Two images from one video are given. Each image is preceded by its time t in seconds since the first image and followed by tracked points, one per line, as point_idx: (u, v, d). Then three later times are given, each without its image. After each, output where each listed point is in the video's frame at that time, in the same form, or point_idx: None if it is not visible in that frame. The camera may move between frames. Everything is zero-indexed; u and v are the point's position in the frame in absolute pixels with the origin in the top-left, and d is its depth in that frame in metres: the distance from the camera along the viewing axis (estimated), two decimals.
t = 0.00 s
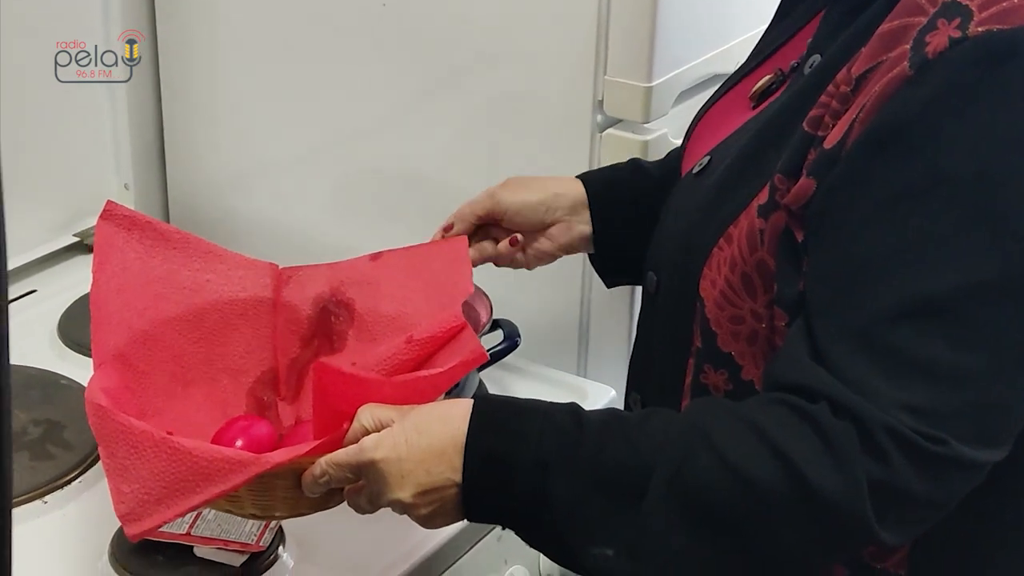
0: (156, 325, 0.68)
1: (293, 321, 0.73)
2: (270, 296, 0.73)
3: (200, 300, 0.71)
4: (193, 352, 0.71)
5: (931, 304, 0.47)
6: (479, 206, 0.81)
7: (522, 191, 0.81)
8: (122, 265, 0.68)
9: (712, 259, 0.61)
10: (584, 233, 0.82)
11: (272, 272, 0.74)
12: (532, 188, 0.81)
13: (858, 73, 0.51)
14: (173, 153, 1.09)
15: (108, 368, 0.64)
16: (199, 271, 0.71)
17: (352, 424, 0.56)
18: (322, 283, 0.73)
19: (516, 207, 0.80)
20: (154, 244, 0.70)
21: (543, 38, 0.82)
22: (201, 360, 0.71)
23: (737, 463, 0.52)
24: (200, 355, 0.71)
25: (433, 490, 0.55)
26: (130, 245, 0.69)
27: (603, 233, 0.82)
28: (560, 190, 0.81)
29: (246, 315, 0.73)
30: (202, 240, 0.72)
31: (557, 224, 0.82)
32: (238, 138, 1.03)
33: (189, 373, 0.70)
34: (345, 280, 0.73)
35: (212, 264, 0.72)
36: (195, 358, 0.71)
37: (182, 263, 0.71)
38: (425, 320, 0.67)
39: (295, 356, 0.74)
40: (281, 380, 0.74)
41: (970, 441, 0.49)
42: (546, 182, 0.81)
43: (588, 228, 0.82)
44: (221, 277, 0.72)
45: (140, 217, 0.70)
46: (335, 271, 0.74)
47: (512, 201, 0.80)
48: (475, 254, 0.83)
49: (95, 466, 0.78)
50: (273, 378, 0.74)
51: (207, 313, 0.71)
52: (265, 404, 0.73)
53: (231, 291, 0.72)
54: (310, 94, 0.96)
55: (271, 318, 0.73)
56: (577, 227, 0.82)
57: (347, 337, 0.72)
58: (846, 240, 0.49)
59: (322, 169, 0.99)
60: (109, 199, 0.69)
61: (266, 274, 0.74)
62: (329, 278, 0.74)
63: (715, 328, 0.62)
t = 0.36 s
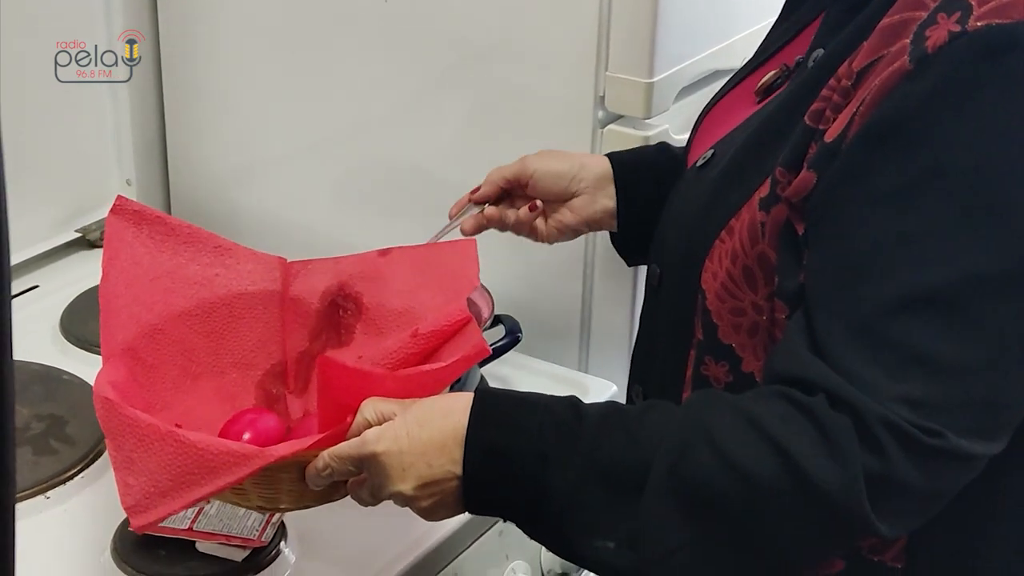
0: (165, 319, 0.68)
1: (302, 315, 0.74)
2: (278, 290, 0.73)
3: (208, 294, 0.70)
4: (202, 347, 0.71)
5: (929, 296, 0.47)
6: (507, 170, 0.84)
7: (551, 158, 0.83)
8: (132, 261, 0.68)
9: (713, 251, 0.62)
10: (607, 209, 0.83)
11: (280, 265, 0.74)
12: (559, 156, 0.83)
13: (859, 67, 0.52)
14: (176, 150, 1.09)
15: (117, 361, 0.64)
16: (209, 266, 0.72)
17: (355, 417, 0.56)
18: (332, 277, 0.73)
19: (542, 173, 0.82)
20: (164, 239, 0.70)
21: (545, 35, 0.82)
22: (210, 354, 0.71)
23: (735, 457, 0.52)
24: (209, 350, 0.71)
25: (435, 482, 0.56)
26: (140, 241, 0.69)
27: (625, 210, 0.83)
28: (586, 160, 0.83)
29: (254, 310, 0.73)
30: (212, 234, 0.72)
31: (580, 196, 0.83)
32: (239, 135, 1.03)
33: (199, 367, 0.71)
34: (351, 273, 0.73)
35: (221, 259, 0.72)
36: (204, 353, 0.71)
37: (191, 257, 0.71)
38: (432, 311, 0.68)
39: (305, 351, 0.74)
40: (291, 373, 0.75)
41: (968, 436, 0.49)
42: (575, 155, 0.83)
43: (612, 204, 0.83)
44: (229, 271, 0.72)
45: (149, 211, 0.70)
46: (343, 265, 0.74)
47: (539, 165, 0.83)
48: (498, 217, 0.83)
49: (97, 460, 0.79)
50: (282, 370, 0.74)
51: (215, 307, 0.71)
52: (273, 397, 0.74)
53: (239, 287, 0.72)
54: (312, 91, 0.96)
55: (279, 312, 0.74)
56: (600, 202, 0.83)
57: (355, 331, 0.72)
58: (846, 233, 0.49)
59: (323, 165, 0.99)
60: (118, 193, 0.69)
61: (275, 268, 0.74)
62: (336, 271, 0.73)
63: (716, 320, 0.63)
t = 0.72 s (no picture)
0: (189, 295, 0.75)
1: (320, 293, 0.80)
2: (298, 269, 0.80)
3: (230, 273, 0.77)
4: (224, 321, 0.78)
5: (899, 288, 0.50)
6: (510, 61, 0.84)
7: (555, 63, 0.84)
8: (159, 241, 0.74)
9: (703, 246, 0.65)
10: (598, 124, 0.86)
11: (301, 247, 0.80)
12: (565, 62, 0.84)
13: (846, 69, 0.55)
14: (183, 152, 1.13)
15: (142, 332, 0.70)
16: (230, 249, 0.78)
17: (359, 387, 0.62)
18: (348, 257, 0.80)
19: (545, 74, 0.83)
20: (189, 221, 0.76)
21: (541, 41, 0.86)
22: (230, 329, 0.79)
23: (714, 436, 0.55)
24: (229, 325, 0.79)
25: (429, 451, 0.60)
26: (166, 221, 0.75)
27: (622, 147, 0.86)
28: (590, 72, 0.84)
29: (273, 288, 0.80)
30: (236, 216, 0.78)
31: (574, 104, 0.85)
32: (246, 137, 1.06)
33: (220, 340, 0.78)
34: (367, 254, 0.79)
35: (244, 240, 0.79)
36: (224, 328, 0.78)
37: (215, 238, 0.77)
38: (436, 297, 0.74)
39: (320, 327, 0.81)
40: (308, 346, 0.81)
41: (935, 420, 0.52)
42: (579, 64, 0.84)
43: (604, 120, 0.86)
44: (253, 251, 0.79)
45: (176, 194, 0.76)
46: (359, 246, 0.80)
47: (544, 64, 0.84)
48: (490, 106, 0.85)
49: (109, 450, 0.81)
50: (300, 344, 0.81)
51: (237, 285, 0.78)
52: (291, 369, 0.81)
53: (261, 265, 0.79)
54: (316, 95, 1.00)
55: (298, 290, 0.81)
56: (592, 116, 0.86)
57: (368, 308, 0.79)
58: (830, 227, 0.52)
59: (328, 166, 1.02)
60: (147, 176, 0.74)
61: (295, 249, 0.80)
62: (353, 252, 0.80)
63: (704, 312, 0.66)
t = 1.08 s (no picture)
0: (232, 277, 0.85)
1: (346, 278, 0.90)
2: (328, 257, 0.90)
3: (268, 258, 0.88)
4: (263, 301, 0.87)
5: (854, 281, 0.59)
6: (447, 142, 0.90)
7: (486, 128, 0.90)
8: (204, 228, 0.85)
9: (684, 245, 0.71)
10: (542, 171, 0.91)
11: (331, 238, 0.91)
12: (496, 128, 0.90)
13: (816, 88, 0.63)
14: (216, 162, 1.23)
15: (189, 307, 0.80)
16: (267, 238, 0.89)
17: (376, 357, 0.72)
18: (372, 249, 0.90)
19: (483, 142, 0.89)
20: (231, 213, 0.88)
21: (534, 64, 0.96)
22: (267, 312, 0.87)
23: (687, 405, 0.64)
24: (268, 306, 0.87)
25: (435, 410, 0.69)
26: (213, 212, 0.87)
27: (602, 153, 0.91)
28: (520, 128, 0.91)
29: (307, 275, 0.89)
30: (274, 210, 0.90)
31: (516, 160, 0.91)
32: (271, 150, 1.17)
33: (261, 320, 0.87)
34: (390, 247, 0.90)
35: (281, 231, 0.90)
36: (263, 307, 0.87)
37: (256, 228, 0.88)
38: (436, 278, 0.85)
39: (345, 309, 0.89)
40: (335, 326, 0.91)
41: (880, 396, 0.61)
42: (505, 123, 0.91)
43: (547, 166, 0.91)
44: (289, 240, 0.90)
45: (220, 190, 0.88)
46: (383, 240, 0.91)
47: (478, 137, 0.90)
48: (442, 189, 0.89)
49: (152, 428, 0.92)
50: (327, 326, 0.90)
51: (274, 269, 0.88)
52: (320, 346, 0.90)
53: (295, 253, 0.90)
54: (333, 113, 1.10)
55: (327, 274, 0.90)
56: (535, 165, 0.91)
57: (389, 293, 0.88)
58: (799, 220, 0.61)
59: (345, 175, 1.13)
60: (198, 173, 0.87)
61: (326, 241, 0.91)
62: (378, 245, 0.91)
63: (684, 304, 0.71)
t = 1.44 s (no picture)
0: (230, 274, 0.89)
1: (340, 275, 0.96)
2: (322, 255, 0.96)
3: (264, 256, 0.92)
4: (259, 297, 0.92)
5: (820, 271, 0.58)
6: (436, 188, 0.93)
7: (471, 176, 0.93)
8: (205, 225, 0.89)
9: (660, 245, 0.73)
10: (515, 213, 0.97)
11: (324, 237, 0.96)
12: (484, 176, 0.93)
13: (783, 91, 0.64)
14: (219, 166, 1.28)
15: (189, 302, 0.84)
16: (263, 236, 0.93)
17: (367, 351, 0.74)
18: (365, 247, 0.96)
19: (469, 192, 0.93)
20: (230, 211, 0.91)
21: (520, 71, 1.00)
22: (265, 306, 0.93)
23: (659, 390, 0.64)
24: (263, 302, 0.93)
25: (422, 399, 0.70)
26: (212, 209, 0.90)
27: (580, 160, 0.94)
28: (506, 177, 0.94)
29: (302, 271, 0.95)
30: (270, 210, 0.94)
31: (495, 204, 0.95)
32: (271, 153, 1.22)
33: (257, 314, 0.92)
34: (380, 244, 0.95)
35: (277, 229, 0.94)
36: (259, 303, 0.92)
37: (253, 227, 0.93)
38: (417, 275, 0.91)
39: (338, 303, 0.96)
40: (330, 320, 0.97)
41: (847, 384, 0.60)
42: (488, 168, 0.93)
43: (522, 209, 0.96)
44: (283, 239, 0.94)
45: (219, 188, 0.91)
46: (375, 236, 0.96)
47: (465, 186, 0.93)
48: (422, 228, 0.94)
49: (156, 419, 0.96)
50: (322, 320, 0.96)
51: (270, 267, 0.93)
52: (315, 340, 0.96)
53: (289, 253, 0.94)
54: (329, 118, 1.15)
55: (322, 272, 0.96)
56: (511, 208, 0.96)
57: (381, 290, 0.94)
58: (771, 214, 0.60)
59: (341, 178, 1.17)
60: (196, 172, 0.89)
61: (319, 239, 0.96)
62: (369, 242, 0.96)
63: (661, 301, 0.74)
